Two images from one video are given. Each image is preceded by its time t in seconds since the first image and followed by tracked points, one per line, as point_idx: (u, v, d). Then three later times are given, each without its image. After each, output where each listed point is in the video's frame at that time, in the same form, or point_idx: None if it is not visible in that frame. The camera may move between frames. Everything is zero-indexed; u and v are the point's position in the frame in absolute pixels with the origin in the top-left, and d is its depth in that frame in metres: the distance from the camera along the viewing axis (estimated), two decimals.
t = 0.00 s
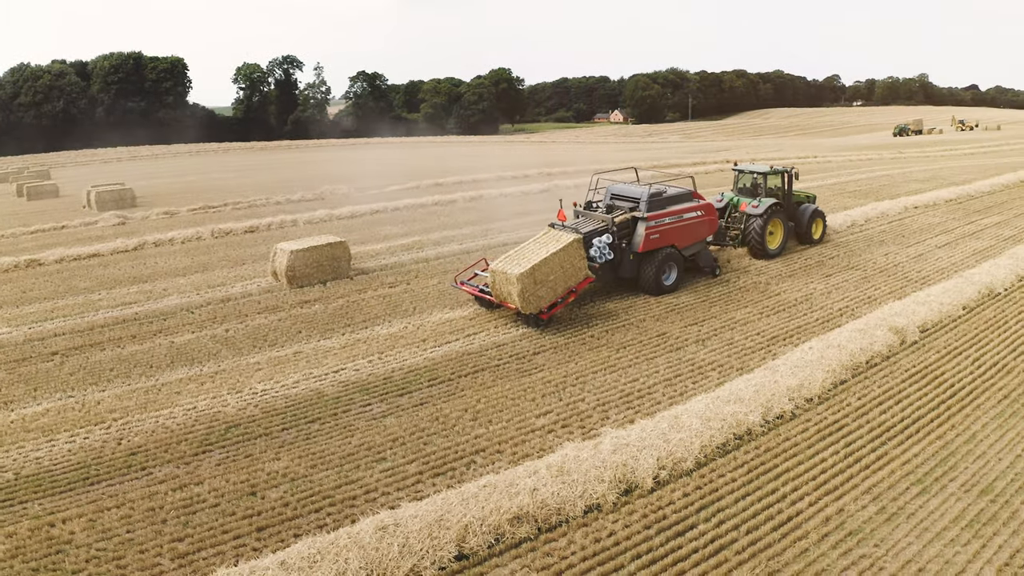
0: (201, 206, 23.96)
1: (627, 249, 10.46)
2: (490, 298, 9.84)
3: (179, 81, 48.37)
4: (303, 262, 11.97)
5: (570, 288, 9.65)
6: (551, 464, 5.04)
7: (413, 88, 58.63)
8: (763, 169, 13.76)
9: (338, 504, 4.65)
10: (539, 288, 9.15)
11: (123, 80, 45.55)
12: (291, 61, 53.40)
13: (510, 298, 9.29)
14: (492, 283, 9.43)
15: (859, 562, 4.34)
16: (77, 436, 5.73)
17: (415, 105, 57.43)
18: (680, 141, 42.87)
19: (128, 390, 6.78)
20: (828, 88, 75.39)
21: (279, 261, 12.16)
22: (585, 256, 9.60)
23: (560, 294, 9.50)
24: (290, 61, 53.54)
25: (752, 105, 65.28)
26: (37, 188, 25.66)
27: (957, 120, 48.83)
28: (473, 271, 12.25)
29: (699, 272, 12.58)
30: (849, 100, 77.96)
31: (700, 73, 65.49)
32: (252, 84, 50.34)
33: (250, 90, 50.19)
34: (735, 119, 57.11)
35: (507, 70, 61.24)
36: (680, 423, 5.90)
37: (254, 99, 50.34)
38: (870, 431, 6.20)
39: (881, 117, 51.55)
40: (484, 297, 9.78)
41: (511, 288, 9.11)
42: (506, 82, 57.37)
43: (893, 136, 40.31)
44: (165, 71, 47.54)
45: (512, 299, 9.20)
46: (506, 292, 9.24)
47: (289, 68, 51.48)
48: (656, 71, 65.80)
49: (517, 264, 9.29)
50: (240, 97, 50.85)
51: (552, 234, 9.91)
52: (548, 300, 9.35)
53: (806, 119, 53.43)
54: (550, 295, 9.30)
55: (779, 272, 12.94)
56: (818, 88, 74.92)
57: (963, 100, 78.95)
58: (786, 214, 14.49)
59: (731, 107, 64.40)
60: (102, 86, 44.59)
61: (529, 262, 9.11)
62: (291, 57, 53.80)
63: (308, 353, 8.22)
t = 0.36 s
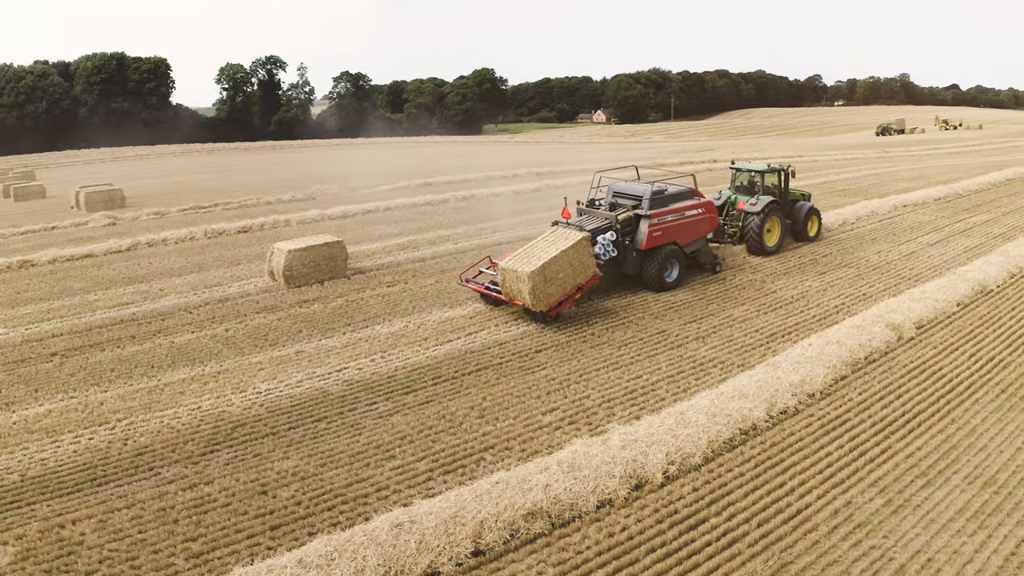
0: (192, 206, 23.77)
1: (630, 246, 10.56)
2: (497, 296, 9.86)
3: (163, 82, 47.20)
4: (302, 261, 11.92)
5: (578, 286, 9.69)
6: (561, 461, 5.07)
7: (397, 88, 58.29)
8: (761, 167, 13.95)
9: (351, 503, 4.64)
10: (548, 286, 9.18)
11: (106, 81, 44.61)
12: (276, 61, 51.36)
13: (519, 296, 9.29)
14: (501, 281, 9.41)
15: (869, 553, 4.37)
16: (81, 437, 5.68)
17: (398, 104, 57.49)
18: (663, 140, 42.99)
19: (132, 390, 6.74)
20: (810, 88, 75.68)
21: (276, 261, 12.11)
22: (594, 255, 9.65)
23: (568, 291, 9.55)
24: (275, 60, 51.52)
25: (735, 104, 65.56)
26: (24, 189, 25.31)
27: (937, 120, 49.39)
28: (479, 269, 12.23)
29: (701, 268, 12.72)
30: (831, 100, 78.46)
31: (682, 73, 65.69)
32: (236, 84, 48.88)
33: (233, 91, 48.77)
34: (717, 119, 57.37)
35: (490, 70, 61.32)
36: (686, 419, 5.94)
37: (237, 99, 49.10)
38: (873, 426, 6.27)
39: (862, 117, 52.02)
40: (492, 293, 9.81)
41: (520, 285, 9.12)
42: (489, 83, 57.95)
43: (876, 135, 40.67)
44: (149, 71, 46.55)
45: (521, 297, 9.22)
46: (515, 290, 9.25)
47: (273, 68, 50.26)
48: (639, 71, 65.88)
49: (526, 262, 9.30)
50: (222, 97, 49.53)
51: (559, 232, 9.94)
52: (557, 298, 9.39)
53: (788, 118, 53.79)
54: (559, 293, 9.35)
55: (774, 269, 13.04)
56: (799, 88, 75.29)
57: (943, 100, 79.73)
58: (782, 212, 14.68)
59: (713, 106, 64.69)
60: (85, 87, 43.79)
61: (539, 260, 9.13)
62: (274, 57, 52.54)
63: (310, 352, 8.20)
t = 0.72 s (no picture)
0: (180, 207, 23.55)
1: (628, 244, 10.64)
2: (498, 293, 9.89)
3: (143, 82, 46.57)
4: (297, 261, 11.86)
5: (581, 283, 9.74)
6: (570, 456, 5.09)
7: (379, 88, 57.22)
8: (754, 166, 14.07)
9: (362, 501, 4.64)
10: (553, 284, 9.21)
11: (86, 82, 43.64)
12: (257, 61, 49.71)
13: (524, 294, 9.30)
14: (506, 279, 9.40)
15: (877, 543, 4.43)
16: (85, 438, 5.63)
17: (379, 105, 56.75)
18: (644, 140, 43.06)
19: (133, 391, 6.70)
20: (788, 88, 76.14)
21: (271, 260, 12.04)
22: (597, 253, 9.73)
23: (572, 288, 9.61)
24: (255, 62, 49.69)
25: (713, 105, 65.80)
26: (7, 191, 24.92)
27: (914, 120, 49.92)
28: (476, 268, 12.23)
29: (697, 266, 12.81)
30: (809, 99, 79.00)
31: (661, 73, 65.83)
32: (216, 84, 47.18)
33: (213, 91, 46.92)
34: (696, 119, 57.54)
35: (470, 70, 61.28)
36: (691, 414, 5.99)
37: (217, 100, 47.24)
38: (874, 420, 6.36)
39: (841, 117, 52.48)
40: (495, 291, 9.84)
41: (525, 283, 9.14)
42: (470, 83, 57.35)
43: (856, 135, 41.05)
44: (128, 73, 45.65)
45: (526, 295, 9.24)
46: (520, 288, 9.26)
47: (254, 69, 48.94)
48: (618, 71, 65.90)
49: (532, 260, 9.31)
50: (201, 98, 47.93)
51: (563, 230, 9.97)
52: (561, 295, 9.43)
53: (768, 118, 54.11)
54: (563, 291, 9.39)
55: (768, 267, 13.16)
56: (777, 88, 75.72)
57: (920, 99, 80.59)
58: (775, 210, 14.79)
59: (691, 106, 64.84)
60: (64, 88, 42.82)
61: (545, 259, 9.15)
62: (257, 61, 50.68)
63: (310, 351, 8.16)
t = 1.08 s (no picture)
0: (166, 207, 23.28)
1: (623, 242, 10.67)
2: (495, 292, 9.91)
3: (122, 83, 45.36)
4: (291, 261, 11.80)
5: (578, 282, 9.78)
6: (578, 452, 5.12)
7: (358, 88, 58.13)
8: (744, 165, 14.18)
9: (372, 499, 4.64)
10: (551, 283, 9.24)
11: (63, 82, 42.32)
12: (236, 62, 49.57)
13: (522, 293, 9.33)
14: (504, 279, 9.40)
15: (884, 534, 4.50)
16: (87, 440, 5.61)
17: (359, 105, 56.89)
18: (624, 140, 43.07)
19: (133, 392, 6.66)
20: (765, 88, 76.48)
21: (265, 261, 11.96)
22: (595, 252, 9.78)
23: (569, 286, 9.67)
24: (234, 62, 49.44)
25: (690, 105, 65.89)
26: None
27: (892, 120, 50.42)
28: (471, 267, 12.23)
29: (690, 265, 12.91)
30: (785, 99, 79.43)
31: (639, 73, 65.91)
32: (195, 85, 46.59)
33: (192, 91, 46.40)
34: (674, 119, 57.62)
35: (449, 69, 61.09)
36: (694, 410, 6.04)
37: (196, 100, 46.64)
38: (873, 414, 6.44)
39: (818, 117, 52.91)
40: (493, 290, 9.85)
41: (524, 283, 9.17)
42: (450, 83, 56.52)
43: (836, 134, 41.38)
44: (107, 73, 44.39)
45: (525, 294, 9.27)
46: (519, 287, 9.29)
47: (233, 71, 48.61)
48: (598, 72, 65.99)
49: (529, 260, 9.34)
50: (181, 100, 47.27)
51: (560, 228, 10.00)
52: (558, 294, 9.47)
53: (748, 117, 54.38)
54: (561, 289, 9.43)
55: (759, 265, 13.27)
56: (754, 88, 76.13)
57: (896, 99, 81.41)
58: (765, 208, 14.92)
59: (669, 106, 64.87)
60: (42, 89, 41.62)
61: (544, 258, 9.18)
62: (238, 61, 50.25)
63: (309, 351, 8.13)
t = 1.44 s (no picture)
0: (153, 208, 23.06)
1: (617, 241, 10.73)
2: (491, 292, 9.94)
3: (101, 84, 44.55)
4: (287, 261, 11.74)
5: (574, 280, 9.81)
6: (587, 448, 5.15)
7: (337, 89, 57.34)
8: (734, 164, 14.26)
9: (384, 497, 4.64)
10: (548, 282, 9.27)
11: (42, 83, 41.33)
12: (216, 62, 49.06)
13: (519, 292, 9.34)
14: (500, 278, 9.40)
15: (892, 525, 4.57)
16: (91, 443, 5.60)
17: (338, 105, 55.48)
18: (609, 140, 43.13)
19: (134, 393, 6.65)
20: (743, 88, 76.81)
21: (259, 262, 11.88)
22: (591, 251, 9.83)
23: (565, 285, 9.69)
24: (214, 62, 48.95)
25: (668, 105, 65.94)
26: None
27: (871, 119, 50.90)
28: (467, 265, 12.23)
29: (682, 263, 12.99)
30: (764, 98, 79.75)
31: (619, 72, 65.91)
32: (174, 85, 46.17)
33: (170, 92, 46.02)
34: (653, 119, 57.68)
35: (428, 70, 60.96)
36: (698, 406, 6.10)
37: (175, 101, 46.10)
38: (873, 408, 6.54)
39: (797, 116, 53.28)
40: (490, 290, 9.86)
41: (521, 282, 9.19)
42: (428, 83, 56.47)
43: (816, 133, 41.67)
44: (85, 74, 43.88)
45: (522, 293, 9.28)
46: (516, 287, 9.30)
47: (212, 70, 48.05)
48: (576, 73, 66.04)
49: (526, 259, 9.36)
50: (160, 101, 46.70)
51: (555, 227, 10.04)
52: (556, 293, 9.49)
53: (727, 117, 54.65)
54: (558, 288, 9.46)
55: (751, 262, 13.39)
56: (733, 87, 76.35)
57: (873, 98, 82.17)
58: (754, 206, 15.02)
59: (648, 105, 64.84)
60: (21, 90, 40.54)
61: (540, 257, 9.21)
62: (217, 61, 49.64)
63: (309, 350, 8.11)
